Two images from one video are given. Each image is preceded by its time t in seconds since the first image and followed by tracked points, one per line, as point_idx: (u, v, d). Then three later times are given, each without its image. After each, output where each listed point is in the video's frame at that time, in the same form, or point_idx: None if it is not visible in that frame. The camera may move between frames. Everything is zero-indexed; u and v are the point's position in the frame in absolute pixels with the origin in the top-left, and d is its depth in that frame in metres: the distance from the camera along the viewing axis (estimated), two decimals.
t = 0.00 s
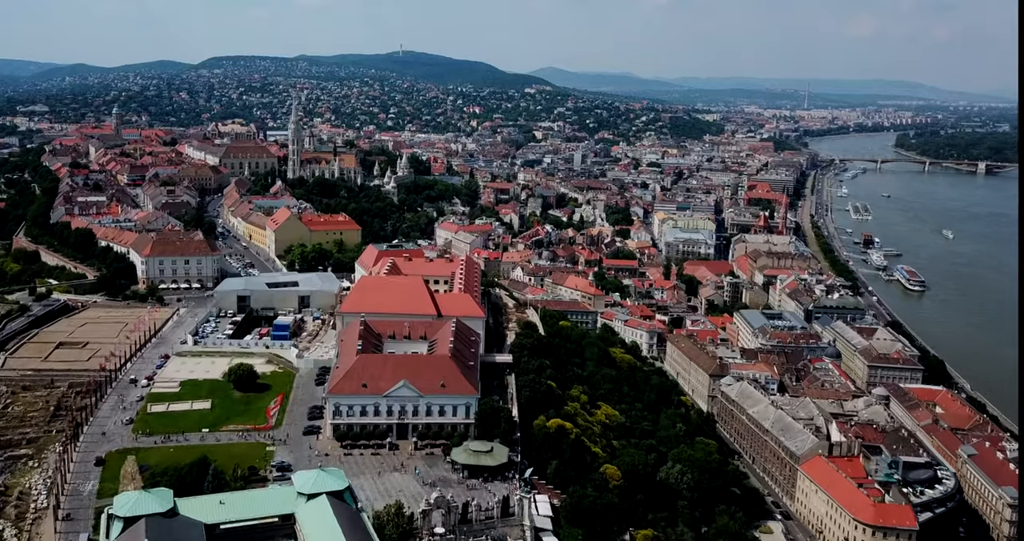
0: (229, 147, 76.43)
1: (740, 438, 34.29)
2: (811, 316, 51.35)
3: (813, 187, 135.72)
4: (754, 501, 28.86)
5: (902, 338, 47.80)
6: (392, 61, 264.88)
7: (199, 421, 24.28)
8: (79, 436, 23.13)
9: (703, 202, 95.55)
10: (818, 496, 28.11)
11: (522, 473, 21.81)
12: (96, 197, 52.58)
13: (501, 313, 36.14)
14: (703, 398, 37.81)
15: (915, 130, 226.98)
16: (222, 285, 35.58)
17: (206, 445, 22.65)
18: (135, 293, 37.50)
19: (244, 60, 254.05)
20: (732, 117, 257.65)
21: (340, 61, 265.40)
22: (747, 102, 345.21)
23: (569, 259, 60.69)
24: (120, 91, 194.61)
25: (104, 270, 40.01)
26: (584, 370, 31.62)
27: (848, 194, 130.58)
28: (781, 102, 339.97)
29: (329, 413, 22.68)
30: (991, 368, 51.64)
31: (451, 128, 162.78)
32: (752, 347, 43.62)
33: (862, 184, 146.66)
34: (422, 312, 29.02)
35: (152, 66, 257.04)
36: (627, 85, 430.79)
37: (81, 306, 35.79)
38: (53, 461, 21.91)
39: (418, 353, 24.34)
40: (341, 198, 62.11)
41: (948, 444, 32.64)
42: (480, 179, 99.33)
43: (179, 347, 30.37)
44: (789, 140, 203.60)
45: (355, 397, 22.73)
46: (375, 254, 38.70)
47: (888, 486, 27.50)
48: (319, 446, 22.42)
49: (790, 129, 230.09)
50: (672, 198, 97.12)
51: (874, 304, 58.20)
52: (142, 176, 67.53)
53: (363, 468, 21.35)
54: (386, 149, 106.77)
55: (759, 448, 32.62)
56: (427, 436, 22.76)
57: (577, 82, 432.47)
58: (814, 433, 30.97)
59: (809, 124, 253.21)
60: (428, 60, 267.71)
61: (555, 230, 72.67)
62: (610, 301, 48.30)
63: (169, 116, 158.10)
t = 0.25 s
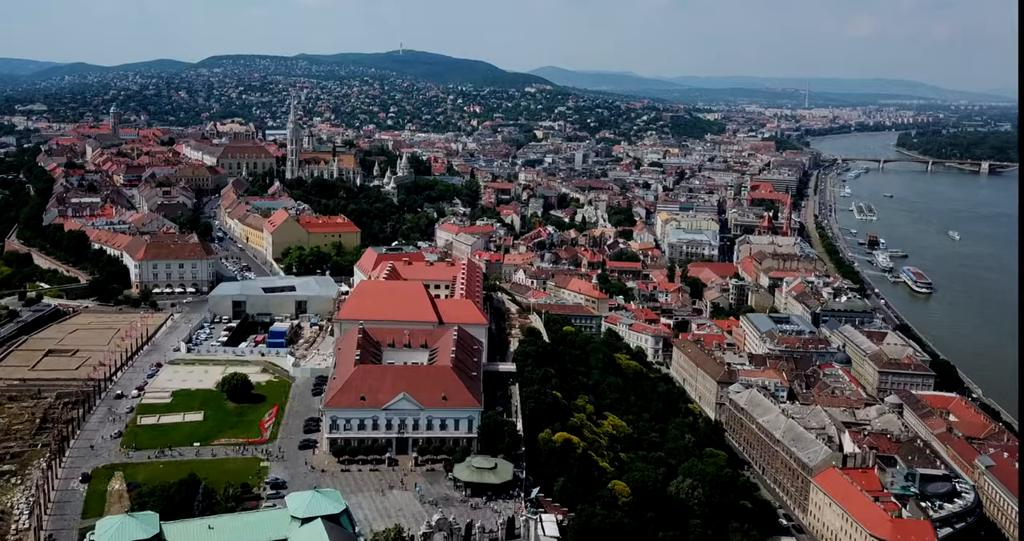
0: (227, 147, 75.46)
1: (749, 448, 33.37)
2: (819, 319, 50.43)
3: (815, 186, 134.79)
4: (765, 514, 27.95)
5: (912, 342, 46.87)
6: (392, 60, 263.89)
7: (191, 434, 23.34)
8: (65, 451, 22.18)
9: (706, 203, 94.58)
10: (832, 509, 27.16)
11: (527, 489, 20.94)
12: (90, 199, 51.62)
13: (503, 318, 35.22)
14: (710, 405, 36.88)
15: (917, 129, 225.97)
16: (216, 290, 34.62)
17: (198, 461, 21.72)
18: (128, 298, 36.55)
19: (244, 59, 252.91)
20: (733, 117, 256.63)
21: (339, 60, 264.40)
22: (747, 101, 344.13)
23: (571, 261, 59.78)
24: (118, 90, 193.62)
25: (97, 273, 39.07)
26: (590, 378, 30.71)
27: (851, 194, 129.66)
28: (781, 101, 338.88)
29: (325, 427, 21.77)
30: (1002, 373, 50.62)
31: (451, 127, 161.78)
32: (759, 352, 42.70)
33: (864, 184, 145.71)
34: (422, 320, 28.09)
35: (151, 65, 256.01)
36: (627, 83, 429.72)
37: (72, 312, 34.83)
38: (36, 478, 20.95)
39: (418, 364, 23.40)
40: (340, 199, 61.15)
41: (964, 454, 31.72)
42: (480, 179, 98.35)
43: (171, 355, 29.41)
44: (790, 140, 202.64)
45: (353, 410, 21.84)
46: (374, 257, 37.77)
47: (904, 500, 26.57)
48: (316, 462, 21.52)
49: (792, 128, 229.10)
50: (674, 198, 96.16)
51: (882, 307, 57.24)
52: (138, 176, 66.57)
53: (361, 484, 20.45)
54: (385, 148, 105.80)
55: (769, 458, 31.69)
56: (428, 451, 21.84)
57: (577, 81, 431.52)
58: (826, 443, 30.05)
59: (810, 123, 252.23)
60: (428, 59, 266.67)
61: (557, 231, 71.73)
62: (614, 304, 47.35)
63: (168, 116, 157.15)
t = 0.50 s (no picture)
0: (223, 146, 74.48)
1: (758, 458, 32.43)
2: (826, 322, 49.51)
3: (817, 186, 133.86)
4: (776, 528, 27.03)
5: (922, 346, 45.95)
6: (391, 59, 262.77)
7: (182, 448, 22.41)
8: (50, 466, 21.26)
9: (709, 203, 93.61)
10: (845, 523, 26.24)
11: (533, 507, 20.03)
12: (84, 200, 50.66)
13: (505, 324, 34.30)
14: (718, 413, 35.97)
15: (918, 128, 224.93)
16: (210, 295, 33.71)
17: (188, 477, 20.79)
18: (120, 302, 35.61)
19: (243, 58, 251.72)
20: (734, 116, 255.62)
21: (339, 59, 263.34)
22: (747, 99, 343.07)
23: (573, 263, 58.85)
24: (116, 89, 192.67)
25: (89, 277, 38.13)
26: (595, 386, 29.79)
27: (853, 193, 128.76)
28: (782, 100, 337.86)
29: (321, 441, 20.83)
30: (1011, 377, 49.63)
31: (451, 126, 160.78)
32: (767, 357, 41.78)
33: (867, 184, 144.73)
34: (422, 327, 27.17)
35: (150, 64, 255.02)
36: (627, 82, 428.72)
37: (62, 317, 33.90)
38: (18, 495, 20.02)
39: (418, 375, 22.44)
40: (338, 200, 60.17)
41: (980, 464, 30.80)
42: (481, 179, 97.45)
43: (163, 363, 28.46)
44: (791, 139, 201.61)
45: (350, 424, 20.90)
46: (373, 260, 36.86)
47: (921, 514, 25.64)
48: (312, 477, 20.60)
49: (792, 127, 228.09)
50: (676, 198, 95.22)
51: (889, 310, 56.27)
52: (133, 176, 65.59)
53: (359, 502, 19.54)
54: (385, 148, 104.81)
55: (779, 468, 30.77)
56: (428, 467, 20.91)
57: (577, 80, 430.51)
58: (839, 453, 29.14)
59: (811, 122, 251.21)
60: (428, 58, 265.64)
61: (559, 232, 70.78)
62: (617, 307, 46.41)
63: (167, 115, 156.18)
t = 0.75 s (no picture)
0: (221, 146, 73.50)
1: (769, 468, 31.50)
2: (833, 326, 48.59)
3: (819, 186, 132.96)
4: None
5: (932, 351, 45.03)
6: (391, 58, 261.71)
7: (172, 463, 21.47)
8: (33, 482, 20.31)
9: (711, 203, 92.62)
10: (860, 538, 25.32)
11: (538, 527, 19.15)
12: (77, 201, 49.71)
13: (508, 330, 33.38)
14: (726, 421, 35.03)
15: (920, 127, 223.88)
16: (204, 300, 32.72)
17: (178, 494, 19.87)
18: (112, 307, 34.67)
19: (242, 57, 250.77)
20: (735, 115, 254.70)
21: (338, 58, 262.35)
22: (748, 98, 342.00)
23: (575, 265, 57.93)
24: (115, 88, 191.64)
25: (80, 281, 37.20)
26: (601, 396, 28.89)
27: (856, 193, 127.81)
28: (782, 99, 336.80)
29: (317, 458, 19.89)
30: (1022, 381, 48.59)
31: (451, 125, 159.81)
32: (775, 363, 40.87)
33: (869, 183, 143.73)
34: (423, 335, 26.21)
35: (149, 63, 254.08)
36: (627, 81, 427.66)
37: (52, 323, 32.95)
38: None
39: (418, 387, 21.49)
40: (336, 201, 59.19)
41: (998, 475, 29.87)
42: (481, 179, 96.52)
43: (154, 372, 27.51)
44: (793, 138, 200.58)
45: (347, 439, 19.97)
46: (371, 264, 35.90)
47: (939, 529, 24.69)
48: (307, 495, 19.68)
49: (794, 126, 227.06)
50: (678, 198, 94.24)
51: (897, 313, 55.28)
52: (129, 177, 64.64)
53: (356, 522, 18.64)
54: (384, 147, 103.84)
55: (790, 480, 29.86)
56: (429, 484, 20.00)
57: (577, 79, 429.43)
58: (852, 465, 28.21)
59: (812, 121, 250.22)
60: (428, 57, 264.62)
61: (560, 233, 69.82)
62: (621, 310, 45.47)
63: (165, 114, 155.23)
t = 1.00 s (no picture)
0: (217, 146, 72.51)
1: (779, 479, 30.61)
2: (840, 330, 47.66)
3: (821, 186, 132.00)
4: None
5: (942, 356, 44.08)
6: (391, 57, 260.60)
7: (160, 480, 20.54)
8: (14, 500, 19.35)
9: (713, 203, 91.68)
10: None
11: None
12: (70, 202, 48.77)
13: (509, 337, 32.43)
14: (734, 429, 34.11)
15: (922, 126, 222.85)
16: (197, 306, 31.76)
17: (166, 514, 18.92)
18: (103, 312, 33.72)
19: (241, 56, 249.78)
20: (735, 114, 253.68)
21: (338, 56, 261.31)
22: (748, 97, 340.97)
23: (577, 268, 57.01)
24: (113, 87, 190.53)
25: (71, 285, 36.26)
26: (606, 406, 27.98)
27: (858, 192, 126.86)
28: (782, 97, 335.71)
29: (312, 476, 18.95)
30: None
31: (451, 124, 158.76)
32: (783, 369, 39.94)
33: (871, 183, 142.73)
34: (422, 344, 25.29)
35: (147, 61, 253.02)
36: (627, 80, 426.55)
37: (40, 330, 31.99)
38: None
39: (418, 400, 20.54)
40: (334, 202, 58.21)
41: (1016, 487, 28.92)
42: (481, 178, 95.56)
43: (144, 382, 26.54)
44: (793, 137, 199.59)
45: (343, 456, 19.04)
46: (369, 267, 34.98)
47: None
48: (302, 515, 18.75)
49: (795, 125, 226.08)
50: (680, 199, 93.30)
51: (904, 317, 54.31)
52: (124, 177, 63.66)
53: None
54: (383, 147, 102.87)
55: (802, 492, 28.95)
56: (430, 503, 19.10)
57: (576, 78, 428.25)
58: (866, 478, 27.27)
59: (813, 120, 249.27)
60: (427, 56, 263.47)
61: (561, 234, 68.86)
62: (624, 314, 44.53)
63: (163, 113, 154.21)
